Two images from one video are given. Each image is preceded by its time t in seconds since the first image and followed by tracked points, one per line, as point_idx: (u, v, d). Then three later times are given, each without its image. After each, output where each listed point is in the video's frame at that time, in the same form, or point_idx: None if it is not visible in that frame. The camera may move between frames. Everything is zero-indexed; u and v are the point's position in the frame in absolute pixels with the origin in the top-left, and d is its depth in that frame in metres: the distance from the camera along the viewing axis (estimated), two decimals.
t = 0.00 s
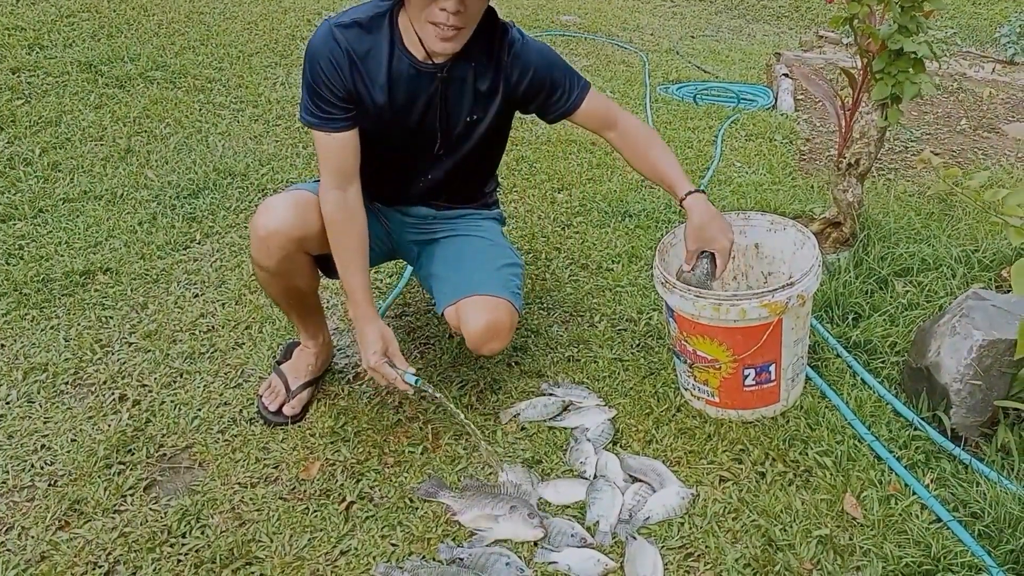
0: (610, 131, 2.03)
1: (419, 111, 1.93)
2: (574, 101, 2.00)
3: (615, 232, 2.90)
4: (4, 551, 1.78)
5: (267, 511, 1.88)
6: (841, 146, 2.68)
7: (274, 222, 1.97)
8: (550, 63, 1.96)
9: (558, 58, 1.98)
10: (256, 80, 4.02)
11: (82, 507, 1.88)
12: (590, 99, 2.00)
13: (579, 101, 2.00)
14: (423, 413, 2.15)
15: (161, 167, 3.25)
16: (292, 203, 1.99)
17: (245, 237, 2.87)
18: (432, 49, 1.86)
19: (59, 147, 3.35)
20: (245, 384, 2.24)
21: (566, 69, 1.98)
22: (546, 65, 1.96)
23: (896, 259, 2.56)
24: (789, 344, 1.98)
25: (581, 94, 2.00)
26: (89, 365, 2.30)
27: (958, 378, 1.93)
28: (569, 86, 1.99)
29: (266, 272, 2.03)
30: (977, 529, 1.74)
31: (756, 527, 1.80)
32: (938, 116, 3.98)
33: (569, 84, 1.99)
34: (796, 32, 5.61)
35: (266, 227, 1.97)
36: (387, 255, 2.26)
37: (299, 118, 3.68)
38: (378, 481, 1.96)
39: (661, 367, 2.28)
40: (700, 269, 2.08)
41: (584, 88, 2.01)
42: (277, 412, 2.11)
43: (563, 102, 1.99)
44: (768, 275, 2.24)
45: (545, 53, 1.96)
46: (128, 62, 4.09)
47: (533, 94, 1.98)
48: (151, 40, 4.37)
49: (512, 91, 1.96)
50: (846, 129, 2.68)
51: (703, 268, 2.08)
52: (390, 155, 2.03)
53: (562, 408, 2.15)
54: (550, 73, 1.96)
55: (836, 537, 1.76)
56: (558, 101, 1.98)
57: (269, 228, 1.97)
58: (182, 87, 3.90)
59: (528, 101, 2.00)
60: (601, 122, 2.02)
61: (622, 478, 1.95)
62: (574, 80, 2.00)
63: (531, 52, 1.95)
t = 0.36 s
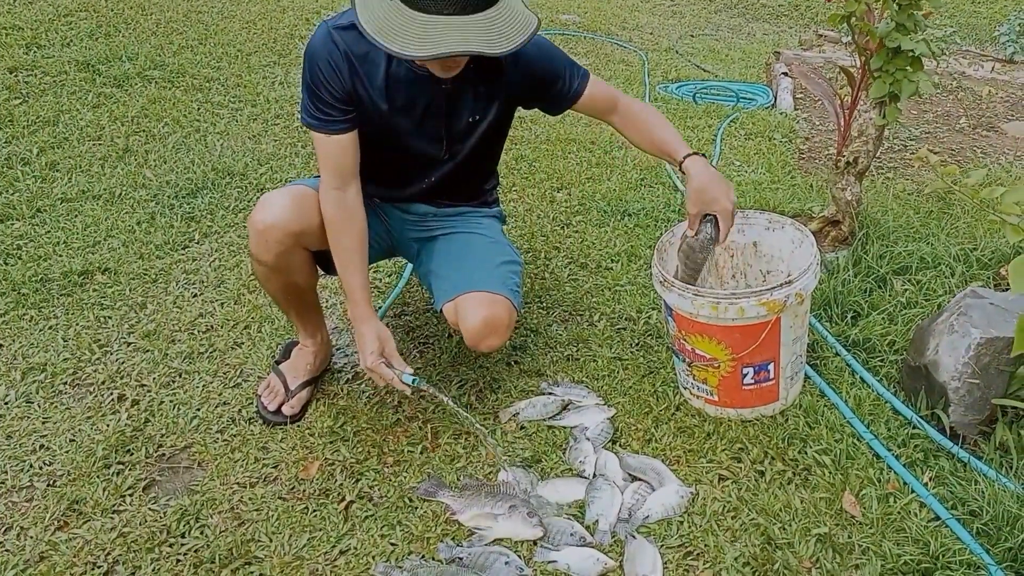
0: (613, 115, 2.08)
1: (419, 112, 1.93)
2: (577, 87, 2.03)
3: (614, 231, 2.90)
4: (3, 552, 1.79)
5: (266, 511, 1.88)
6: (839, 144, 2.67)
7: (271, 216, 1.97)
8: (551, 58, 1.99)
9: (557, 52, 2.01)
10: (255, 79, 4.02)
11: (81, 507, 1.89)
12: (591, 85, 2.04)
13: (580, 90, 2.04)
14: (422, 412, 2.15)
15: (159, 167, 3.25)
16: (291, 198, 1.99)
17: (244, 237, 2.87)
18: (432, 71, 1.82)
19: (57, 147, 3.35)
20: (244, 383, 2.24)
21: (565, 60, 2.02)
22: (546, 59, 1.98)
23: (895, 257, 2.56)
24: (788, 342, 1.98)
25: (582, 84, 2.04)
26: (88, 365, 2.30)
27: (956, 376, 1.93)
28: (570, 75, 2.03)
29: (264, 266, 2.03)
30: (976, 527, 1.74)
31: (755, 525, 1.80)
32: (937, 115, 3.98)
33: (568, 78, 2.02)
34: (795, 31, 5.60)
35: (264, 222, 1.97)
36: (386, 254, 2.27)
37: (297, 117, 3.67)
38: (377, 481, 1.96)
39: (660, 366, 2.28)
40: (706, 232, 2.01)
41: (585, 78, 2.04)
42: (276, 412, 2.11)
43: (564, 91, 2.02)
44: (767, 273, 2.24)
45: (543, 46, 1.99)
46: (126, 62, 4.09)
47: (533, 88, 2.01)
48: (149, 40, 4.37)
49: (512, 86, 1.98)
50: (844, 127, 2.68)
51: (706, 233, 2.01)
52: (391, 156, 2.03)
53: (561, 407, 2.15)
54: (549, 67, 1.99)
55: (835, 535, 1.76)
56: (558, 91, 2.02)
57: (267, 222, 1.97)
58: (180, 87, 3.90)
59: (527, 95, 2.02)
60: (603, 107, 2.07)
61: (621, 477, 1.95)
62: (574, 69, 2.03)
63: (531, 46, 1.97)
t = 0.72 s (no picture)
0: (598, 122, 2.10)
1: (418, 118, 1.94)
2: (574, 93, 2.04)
3: (614, 230, 2.90)
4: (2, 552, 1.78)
5: (265, 511, 1.88)
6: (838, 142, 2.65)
7: (272, 210, 1.97)
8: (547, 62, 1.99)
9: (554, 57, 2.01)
10: (254, 78, 4.01)
11: (81, 507, 1.89)
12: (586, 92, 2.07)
13: (574, 98, 2.04)
14: (422, 412, 2.15)
15: (158, 166, 3.25)
16: (291, 193, 1.99)
17: (243, 236, 2.86)
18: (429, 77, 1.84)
19: (56, 146, 3.35)
20: (243, 383, 2.24)
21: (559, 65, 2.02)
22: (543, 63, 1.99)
23: (894, 256, 2.56)
24: (787, 341, 1.98)
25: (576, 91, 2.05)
26: (87, 365, 2.30)
27: (955, 374, 1.93)
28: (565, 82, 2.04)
29: (264, 261, 2.03)
30: (975, 525, 1.74)
31: (755, 524, 1.80)
32: (936, 113, 3.98)
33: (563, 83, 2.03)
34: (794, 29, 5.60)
35: (265, 215, 1.97)
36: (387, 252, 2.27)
37: (296, 116, 3.67)
38: (376, 480, 1.96)
39: (660, 365, 2.28)
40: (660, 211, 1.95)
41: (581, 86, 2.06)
42: (275, 412, 2.11)
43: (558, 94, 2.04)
44: (767, 271, 2.22)
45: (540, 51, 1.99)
46: (124, 60, 4.09)
47: (529, 92, 2.02)
48: (147, 38, 4.36)
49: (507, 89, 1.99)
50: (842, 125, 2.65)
51: (660, 217, 1.94)
52: (392, 159, 2.04)
53: (561, 406, 2.15)
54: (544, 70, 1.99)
55: (834, 534, 1.76)
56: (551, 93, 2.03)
57: (268, 216, 1.97)
58: (179, 85, 3.90)
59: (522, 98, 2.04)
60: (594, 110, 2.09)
61: (621, 476, 1.95)
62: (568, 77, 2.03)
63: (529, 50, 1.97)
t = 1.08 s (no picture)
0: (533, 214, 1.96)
1: (414, 117, 1.93)
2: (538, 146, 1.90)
3: (613, 229, 2.90)
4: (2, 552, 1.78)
5: (265, 510, 1.88)
6: (837, 141, 2.64)
7: (275, 206, 1.97)
8: (524, 104, 1.87)
9: (539, 97, 1.89)
10: (252, 76, 4.01)
11: (80, 507, 1.88)
12: (530, 170, 1.91)
13: (528, 159, 1.90)
14: (422, 411, 2.15)
15: (157, 165, 3.24)
16: (292, 189, 1.99)
17: (242, 235, 2.86)
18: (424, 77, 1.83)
19: (54, 145, 3.35)
20: (243, 382, 2.24)
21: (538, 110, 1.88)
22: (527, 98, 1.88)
23: (893, 255, 2.56)
24: (787, 340, 1.98)
25: (525, 159, 1.90)
26: (86, 364, 2.30)
27: (954, 373, 1.93)
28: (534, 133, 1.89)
29: (265, 257, 2.02)
30: (974, 524, 1.75)
31: (755, 523, 1.80)
32: (934, 111, 3.98)
33: (529, 132, 1.89)
34: (792, 27, 5.60)
35: (268, 211, 1.97)
36: (385, 248, 2.27)
37: (295, 115, 3.67)
38: (377, 480, 1.96)
39: (659, 364, 2.28)
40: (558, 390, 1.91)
41: (539, 153, 1.90)
42: (275, 411, 2.11)
43: (510, 151, 1.92)
44: (767, 270, 2.22)
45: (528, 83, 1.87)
46: (122, 59, 4.08)
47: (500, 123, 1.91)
48: (146, 37, 4.36)
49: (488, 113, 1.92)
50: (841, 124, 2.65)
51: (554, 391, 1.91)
52: (390, 156, 2.03)
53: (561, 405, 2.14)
54: (520, 108, 1.87)
55: (834, 532, 1.76)
56: (508, 141, 1.91)
57: (270, 213, 1.97)
58: (178, 84, 3.89)
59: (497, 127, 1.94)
60: (533, 196, 1.94)
61: (621, 475, 1.95)
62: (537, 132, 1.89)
63: (519, 82, 1.86)
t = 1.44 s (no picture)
0: (529, 221, 1.97)
1: (420, 119, 1.92)
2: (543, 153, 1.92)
3: (613, 228, 2.90)
4: (3, 552, 1.78)
5: (266, 510, 1.88)
6: (837, 140, 2.65)
7: (273, 205, 1.97)
8: (532, 112, 1.89)
9: (546, 107, 1.90)
10: (252, 75, 4.01)
11: (81, 507, 1.88)
12: (532, 173, 1.92)
13: (533, 165, 1.91)
14: (423, 410, 2.15)
15: (157, 164, 3.24)
16: (292, 188, 1.99)
17: (242, 234, 2.86)
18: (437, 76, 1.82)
19: (54, 144, 3.34)
20: (244, 381, 2.24)
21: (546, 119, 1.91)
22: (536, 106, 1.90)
23: (893, 254, 2.56)
24: (788, 340, 1.98)
25: (529, 165, 1.91)
26: (87, 363, 2.30)
27: (955, 373, 1.93)
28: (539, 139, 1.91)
29: (264, 255, 2.02)
30: (974, 523, 1.75)
31: (755, 522, 1.80)
32: (932, 110, 3.99)
33: (534, 139, 1.90)
34: (790, 26, 5.60)
35: (267, 209, 1.97)
36: (383, 247, 2.27)
37: (294, 114, 3.66)
38: (377, 479, 1.96)
39: (659, 363, 2.28)
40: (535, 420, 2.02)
41: (542, 160, 1.91)
42: (276, 410, 2.11)
43: (513, 156, 1.93)
44: (767, 270, 2.23)
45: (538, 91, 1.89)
46: (122, 58, 4.07)
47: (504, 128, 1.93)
48: (146, 36, 4.35)
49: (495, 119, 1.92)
50: (841, 122, 2.66)
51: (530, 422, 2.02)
52: (392, 158, 2.02)
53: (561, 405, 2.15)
54: (527, 115, 1.89)
55: (834, 532, 1.77)
56: (512, 146, 1.92)
57: (269, 211, 1.97)
58: (177, 83, 3.89)
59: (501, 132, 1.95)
60: (532, 200, 1.95)
61: (621, 475, 1.95)
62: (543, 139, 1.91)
63: (529, 89, 1.88)
